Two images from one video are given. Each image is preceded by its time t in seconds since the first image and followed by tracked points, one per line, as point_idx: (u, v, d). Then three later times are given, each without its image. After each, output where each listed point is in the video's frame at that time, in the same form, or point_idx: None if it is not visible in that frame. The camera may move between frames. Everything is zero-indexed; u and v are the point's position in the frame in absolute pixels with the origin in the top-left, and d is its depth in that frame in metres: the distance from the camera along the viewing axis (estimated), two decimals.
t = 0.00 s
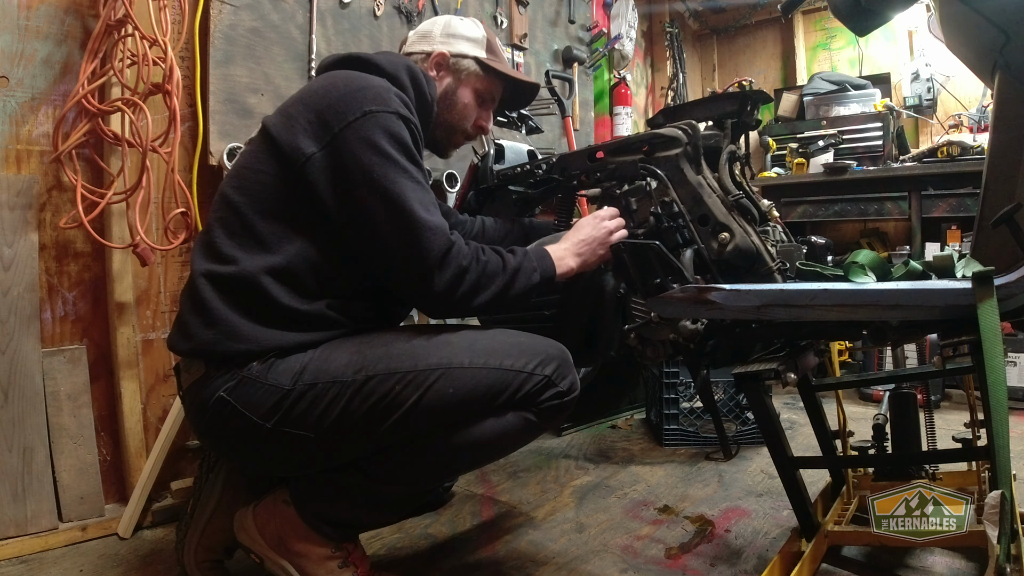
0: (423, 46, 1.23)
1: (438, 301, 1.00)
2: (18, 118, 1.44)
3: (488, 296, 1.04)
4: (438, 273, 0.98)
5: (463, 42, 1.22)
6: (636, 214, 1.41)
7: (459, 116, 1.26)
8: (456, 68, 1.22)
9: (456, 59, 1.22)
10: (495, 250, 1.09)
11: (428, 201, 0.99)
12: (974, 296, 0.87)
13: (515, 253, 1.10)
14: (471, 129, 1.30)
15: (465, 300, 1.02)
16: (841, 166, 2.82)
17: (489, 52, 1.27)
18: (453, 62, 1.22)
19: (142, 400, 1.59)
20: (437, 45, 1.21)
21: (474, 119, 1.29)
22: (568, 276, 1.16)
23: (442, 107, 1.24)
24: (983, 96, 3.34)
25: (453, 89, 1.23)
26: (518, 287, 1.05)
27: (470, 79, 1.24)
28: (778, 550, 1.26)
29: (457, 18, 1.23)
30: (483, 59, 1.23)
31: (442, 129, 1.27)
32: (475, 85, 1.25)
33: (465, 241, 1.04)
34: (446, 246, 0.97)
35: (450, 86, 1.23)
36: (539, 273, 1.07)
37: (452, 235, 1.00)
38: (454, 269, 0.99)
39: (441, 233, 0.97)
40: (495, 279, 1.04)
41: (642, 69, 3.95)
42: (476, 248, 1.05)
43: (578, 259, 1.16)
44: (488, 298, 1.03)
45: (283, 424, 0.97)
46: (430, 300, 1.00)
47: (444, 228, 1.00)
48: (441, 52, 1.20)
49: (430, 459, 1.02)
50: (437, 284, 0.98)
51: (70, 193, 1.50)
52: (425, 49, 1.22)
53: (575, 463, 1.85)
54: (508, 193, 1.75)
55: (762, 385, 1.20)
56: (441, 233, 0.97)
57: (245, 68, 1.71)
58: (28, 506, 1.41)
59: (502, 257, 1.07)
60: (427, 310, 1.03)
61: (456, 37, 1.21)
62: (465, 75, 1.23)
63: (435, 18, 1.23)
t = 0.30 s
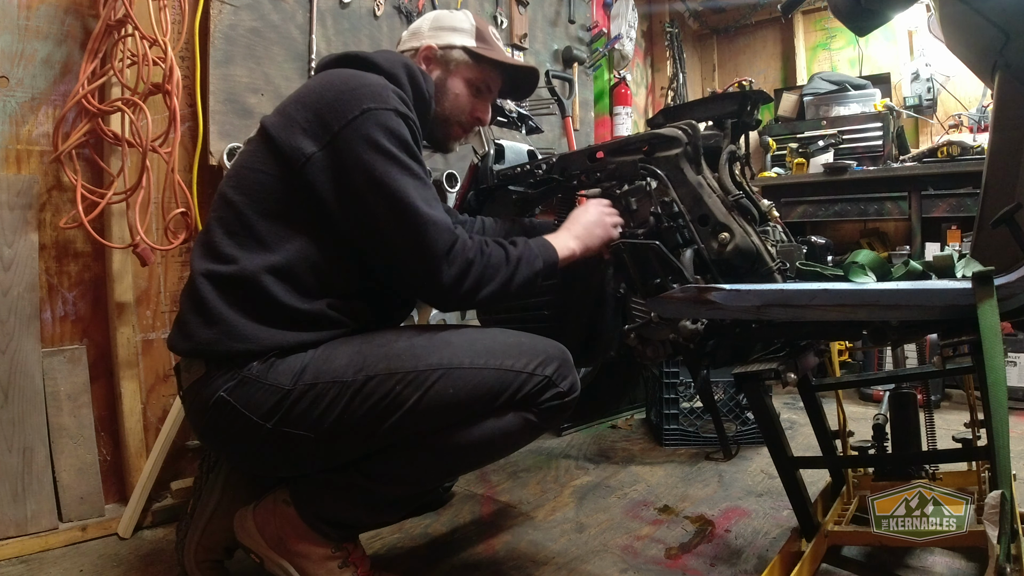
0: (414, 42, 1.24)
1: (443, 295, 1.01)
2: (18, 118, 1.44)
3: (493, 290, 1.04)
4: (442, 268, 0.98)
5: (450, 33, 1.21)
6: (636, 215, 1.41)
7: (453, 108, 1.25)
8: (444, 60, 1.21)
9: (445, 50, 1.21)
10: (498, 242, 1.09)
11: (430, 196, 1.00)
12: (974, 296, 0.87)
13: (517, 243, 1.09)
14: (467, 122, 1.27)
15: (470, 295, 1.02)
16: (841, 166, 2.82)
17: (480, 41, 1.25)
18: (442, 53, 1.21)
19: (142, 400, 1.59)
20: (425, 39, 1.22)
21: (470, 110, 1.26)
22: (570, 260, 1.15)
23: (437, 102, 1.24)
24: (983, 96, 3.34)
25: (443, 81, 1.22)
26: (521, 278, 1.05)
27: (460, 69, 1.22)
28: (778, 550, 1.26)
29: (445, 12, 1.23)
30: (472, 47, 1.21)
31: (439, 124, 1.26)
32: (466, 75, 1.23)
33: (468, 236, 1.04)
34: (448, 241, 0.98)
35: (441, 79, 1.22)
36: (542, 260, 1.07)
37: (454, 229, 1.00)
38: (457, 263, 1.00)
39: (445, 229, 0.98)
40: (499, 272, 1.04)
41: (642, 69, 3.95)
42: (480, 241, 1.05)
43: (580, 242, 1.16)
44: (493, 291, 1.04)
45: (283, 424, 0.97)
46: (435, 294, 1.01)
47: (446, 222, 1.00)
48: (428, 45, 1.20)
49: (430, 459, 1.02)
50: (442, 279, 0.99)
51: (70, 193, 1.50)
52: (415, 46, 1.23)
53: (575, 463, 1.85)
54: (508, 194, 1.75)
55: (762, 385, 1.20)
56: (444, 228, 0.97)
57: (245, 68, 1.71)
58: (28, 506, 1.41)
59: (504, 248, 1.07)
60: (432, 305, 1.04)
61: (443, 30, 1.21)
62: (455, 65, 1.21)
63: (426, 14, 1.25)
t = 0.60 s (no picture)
0: (404, 38, 1.24)
1: (457, 281, 1.02)
2: (18, 118, 1.44)
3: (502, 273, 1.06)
4: (456, 254, 0.99)
5: (440, 27, 1.21)
6: (636, 214, 1.41)
7: (446, 102, 1.25)
8: (436, 54, 1.22)
9: (435, 45, 1.21)
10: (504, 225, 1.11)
11: (437, 183, 1.01)
12: (975, 296, 0.87)
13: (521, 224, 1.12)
14: (462, 115, 1.27)
15: (483, 278, 1.03)
16: (841, 166, 2.82)
17: (471, 33, 1.23)
18: (433, 48, 1.21)
19: (142, 400, 1.59)
20: (416, 34, 1.22)
21: (465, 103, 1.26)
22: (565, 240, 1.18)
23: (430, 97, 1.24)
24: (983, 96, 3.34)
25: (435, 76, 1.23)
26: (528, 259, 1.09)
27: (451, 63, 1.22)
28: (778, 550, 1.26)
29: (435, 5, 1.23)
30: (462, 40, 1.21)
31: (433, 119, 1.26)
32: (457, 68, 1.22)
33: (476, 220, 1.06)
34: (459, 225, 0.99)
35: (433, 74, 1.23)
36: (546, 236, 1.12)
37: (462, 214, 1.02)
38: (468, 248, 1.01)
39: (454, 213, 1.00)
40: (509, 254, 1.07)
41: (642, 69, 3.95)
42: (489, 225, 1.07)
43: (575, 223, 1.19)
44: (506, 272, 1.06)
45: (282, 424, 0.97)
46: (449, 280, 1.02)
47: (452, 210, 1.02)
48: (418, 40, 1.21)
49: (429, 459, 1.02)
50: (456, 264, 1.00)
51: (70, 193, 1.50)
52: (407, 42, 1.23)
53: (575, 463, 1.85)
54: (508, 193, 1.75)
55: (762, 385, 1.20)
56: (453, 213, 0.99)
57: (245, 67, 1.71)
58: (28, 506, 1.41)
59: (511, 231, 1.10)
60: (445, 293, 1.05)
61: (434, 23, 1.21)
62: (446, 59, 1.22)
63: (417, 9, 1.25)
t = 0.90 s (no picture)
0: (410, 39, 1.23)
1: (391, 307, 0.96)
2: (18, 118, 1.44)
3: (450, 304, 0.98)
4: (389, 282, 0.93)
5: (447, 29, 1.20)
6: (636, 214, 1.42)
7: (451, 105, 1.25)
8: (441, 57, 1.21)
9: (441, 47, 1.20)
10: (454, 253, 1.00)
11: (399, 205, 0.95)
12: (974, 296, 0.87)
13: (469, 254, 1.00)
14: (467, 118, 1.27)
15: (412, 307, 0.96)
16: (841, 166, 2.82)
17: (477, 36, 1.24)
18: (438, 50, 1.20)
19: (142, 400, 1.59)
20: (422, 36, 1.21)
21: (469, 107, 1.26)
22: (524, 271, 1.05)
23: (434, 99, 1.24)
24: (983, 96, 3.34)
25: (441, 78, 1.23)
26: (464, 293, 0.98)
27: (457, 66, 1.22)
28: (778, 550, 1.26)
29: (441, 7, 1.22)
30: (468, 44, 1.21)
31: (437, 121, 1.27)
32: (463, 72, 1.22)
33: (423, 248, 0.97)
34: (400, 256, 0.92)
35: (439, 77, 1.22)
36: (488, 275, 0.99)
37: (406, 243, 0.94)
38: (408, 279, 0.93)
39: (396, 239, 0.92)
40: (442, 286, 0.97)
41: (642, 69, 3.95)
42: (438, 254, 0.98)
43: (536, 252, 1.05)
44: (438, 304, 0.97)
45: (287, 423, 0.97)
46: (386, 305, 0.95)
47: (407, 238, 0.95)
48: (424, 43, 1.20)
49: (433, 460, 1.02)
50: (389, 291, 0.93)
51: (70, 193, 1.50)
52: (412, 43, 1.23)
53: (575, 463, 1.85)
54: (508, 193, 1.75)
55: (762, 385, 1.20)
56: (392, 240, 0.91)
57: (245, 68, 1.71)
58: (28, 506, 1.41)
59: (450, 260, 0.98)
60: (387, 319, 0.99)
61: (440, 25, 1.20)
62: (452, 62, 1.21)
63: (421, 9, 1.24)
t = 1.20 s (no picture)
0: (415, 38, 1.21)
1: (380, 311, 0.95)
2: (18, 118, 1.44)
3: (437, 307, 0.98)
4: (377, 286, 0.92)
5: (455, 32, 1.19)
6: (636, 214, 1.42)
7: (455, 108, 1.25)
8: (449, 61, 1.20)
9: (449, 51, 1.19)
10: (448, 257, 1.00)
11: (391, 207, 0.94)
12: (975, 296, 0.87)
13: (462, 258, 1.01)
14: (468, 122, 1.28)
15: (405, 311, 0.96)
16: (841, 166, 2.81)
17: (484, 40, 1.23)
18: (446, 54, 1.19)
19: (142, 400, 1.59)
20: (428, 37, 1.19)
21: (472, 111, 1.26)
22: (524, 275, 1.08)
23: (435, 101, 1.23)
24: (983, 96, 3.34)
25: (446, 81, 1.22)
26: (459, 297, 0.98)
27: (464, 71, 1.21)
28: (778, 550, 1.26)
29: (450, 7, 1.20)
30: (476, 49, 1.20)
31: (438, 122, 1.26)
32: (467, 75, 1.22)
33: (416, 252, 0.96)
34: (388, 259, 0.91)
35: (444, 80, 1.21)
36: (486, 278, 1.00)
37: (398, 247, 0.93)
38: (397, 282, 0.93)
39: (386, 243, 0.91)
40: (435, 290, 0.96)
41: (642, 69, 3.95)
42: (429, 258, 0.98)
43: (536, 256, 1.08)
44: (430, 308, 0.97)
45: (285, 424, 0.97)
46: (375, 309, 0.95)
47: (398, 240, 0.94)
48: (432, 45, 1.18)
49: (431, 460, 1.02)
50: (377, 294, 0.93)
51: (70, 193, 1.50)
52: (417, 42, 1.20)
53: (575, 463, 1.85)
54: (508, 193, 1.75)
55: (762, 385, 1.20)
56: (381, 244, 0.91)
57: (245, 68, 1.71)
58: (28, 506, 1.41)
59: (444, 263, 0.99)
60: (379, 323, 0.98)
61: (448, 28, 1.19)
62: (459, 67, 1.21)
63: (428, 7, 1.21)
